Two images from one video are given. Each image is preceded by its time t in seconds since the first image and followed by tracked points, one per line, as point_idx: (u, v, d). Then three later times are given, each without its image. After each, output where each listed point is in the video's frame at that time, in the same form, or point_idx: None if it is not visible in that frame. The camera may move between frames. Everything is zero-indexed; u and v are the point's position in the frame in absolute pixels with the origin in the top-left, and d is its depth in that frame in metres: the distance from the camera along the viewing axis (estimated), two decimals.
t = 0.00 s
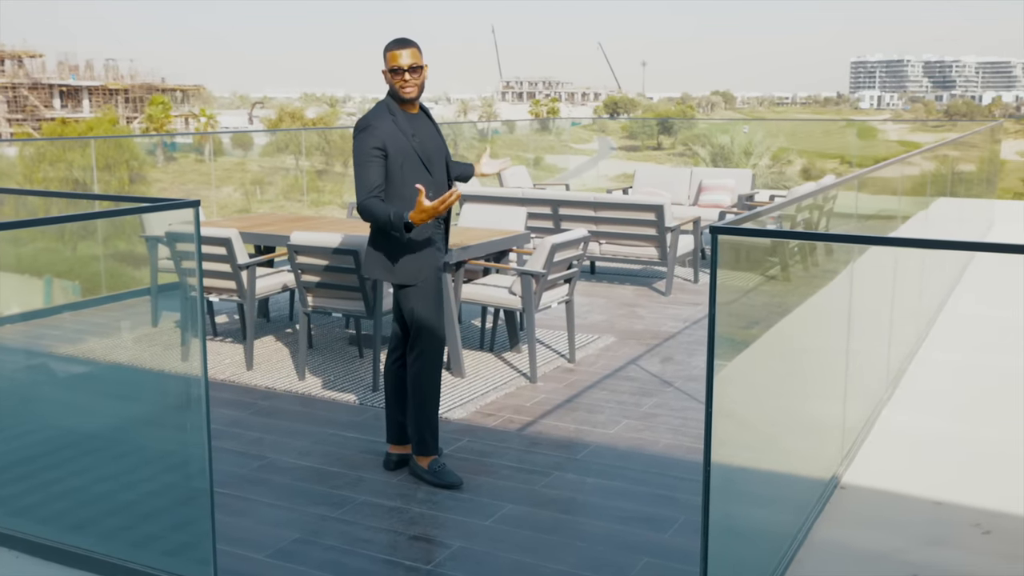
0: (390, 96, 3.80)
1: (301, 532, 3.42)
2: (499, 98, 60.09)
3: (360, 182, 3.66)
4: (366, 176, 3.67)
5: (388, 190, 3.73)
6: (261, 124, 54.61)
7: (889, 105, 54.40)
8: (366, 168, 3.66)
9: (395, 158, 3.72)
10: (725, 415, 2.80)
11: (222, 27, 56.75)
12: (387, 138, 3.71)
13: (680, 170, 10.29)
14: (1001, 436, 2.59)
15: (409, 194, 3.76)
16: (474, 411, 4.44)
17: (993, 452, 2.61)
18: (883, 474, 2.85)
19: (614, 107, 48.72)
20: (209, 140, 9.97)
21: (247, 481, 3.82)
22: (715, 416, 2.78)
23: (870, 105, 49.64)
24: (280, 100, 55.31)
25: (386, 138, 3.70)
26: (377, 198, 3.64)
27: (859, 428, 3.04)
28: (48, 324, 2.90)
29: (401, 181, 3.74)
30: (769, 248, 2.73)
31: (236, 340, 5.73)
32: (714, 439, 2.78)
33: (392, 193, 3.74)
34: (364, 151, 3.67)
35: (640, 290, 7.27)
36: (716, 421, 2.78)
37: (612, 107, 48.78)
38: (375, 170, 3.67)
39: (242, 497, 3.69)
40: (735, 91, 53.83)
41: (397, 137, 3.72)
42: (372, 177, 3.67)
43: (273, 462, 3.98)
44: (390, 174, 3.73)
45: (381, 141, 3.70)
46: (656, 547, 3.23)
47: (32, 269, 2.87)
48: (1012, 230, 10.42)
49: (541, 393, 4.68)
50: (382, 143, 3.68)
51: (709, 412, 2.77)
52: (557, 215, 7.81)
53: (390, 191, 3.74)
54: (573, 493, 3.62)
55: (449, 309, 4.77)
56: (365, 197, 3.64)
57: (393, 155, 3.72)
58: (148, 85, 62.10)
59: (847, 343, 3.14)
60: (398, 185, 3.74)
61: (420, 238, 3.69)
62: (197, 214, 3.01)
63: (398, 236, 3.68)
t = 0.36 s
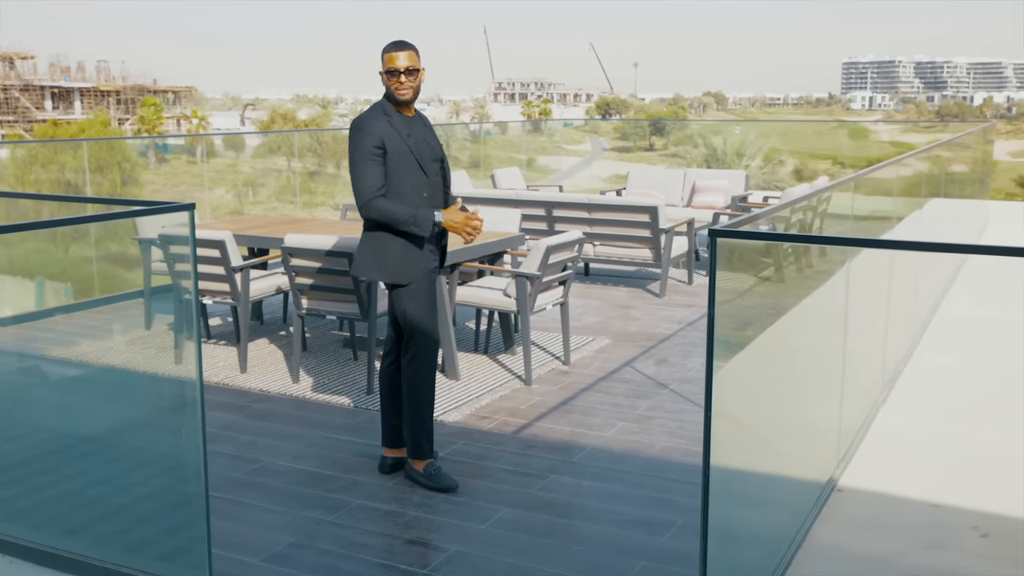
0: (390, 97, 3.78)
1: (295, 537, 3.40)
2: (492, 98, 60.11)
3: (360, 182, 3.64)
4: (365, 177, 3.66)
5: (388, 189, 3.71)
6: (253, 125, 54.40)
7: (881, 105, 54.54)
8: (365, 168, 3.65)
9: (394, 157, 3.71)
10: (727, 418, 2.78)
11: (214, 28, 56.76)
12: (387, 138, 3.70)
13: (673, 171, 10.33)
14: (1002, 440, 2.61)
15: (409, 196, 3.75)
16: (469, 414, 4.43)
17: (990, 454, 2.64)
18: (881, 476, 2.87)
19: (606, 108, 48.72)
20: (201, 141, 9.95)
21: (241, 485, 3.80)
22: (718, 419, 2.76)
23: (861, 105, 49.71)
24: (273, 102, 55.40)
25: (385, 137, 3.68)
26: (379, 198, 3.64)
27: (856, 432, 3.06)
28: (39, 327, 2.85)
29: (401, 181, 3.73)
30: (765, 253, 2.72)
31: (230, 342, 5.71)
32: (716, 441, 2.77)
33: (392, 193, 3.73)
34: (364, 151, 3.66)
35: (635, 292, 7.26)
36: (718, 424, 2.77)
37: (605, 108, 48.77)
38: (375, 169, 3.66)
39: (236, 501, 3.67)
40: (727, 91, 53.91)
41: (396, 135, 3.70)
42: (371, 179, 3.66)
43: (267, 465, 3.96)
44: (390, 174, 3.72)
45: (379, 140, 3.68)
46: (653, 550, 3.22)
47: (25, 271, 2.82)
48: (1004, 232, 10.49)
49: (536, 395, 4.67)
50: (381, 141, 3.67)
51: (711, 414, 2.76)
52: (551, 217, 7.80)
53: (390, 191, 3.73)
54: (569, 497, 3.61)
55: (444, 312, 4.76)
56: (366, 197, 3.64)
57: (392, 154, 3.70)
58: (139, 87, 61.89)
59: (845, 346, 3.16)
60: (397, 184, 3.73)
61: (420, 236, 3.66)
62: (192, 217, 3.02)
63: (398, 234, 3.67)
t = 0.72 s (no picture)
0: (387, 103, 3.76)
1: (293, 542, 3.39)
2: (486, 101, 59.96)
3: (348, 192, 3.65)
4: (354, 186, 3.66)
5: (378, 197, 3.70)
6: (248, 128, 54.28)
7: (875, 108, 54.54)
8: (352, 177, 3.65)
9: (385, 166, 3.69)
10: (726, 423, 2.78)
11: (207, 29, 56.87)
12: (378, 146, 3.68)
13: (669, 174, 10.33)
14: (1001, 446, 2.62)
15: (401, 203, 3.74)
16: (466, 418, 4.41)
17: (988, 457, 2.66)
18: (880, 480, 2.89)
19: (601, 110, 48.65)
20: (196, 143, 9.95)
21: (237, 490, 3.78)
22: (718, 424, 2.76)
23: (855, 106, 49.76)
24: (267, 104, 55.53)
25: (375, 145, 3.66)
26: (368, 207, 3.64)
27: (855, 434, 3.08)
28: (32, 330, 2.86)
29: (394, 188, 3.71)
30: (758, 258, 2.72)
31: (226, 346, 5.69)
32: (715, 447, 2.77)
33: (384, 200, 3.72)
34: (353, 161, 3.65)
35: (631, 295, 7.25)
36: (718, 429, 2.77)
37: (599, 110, 48.71)
38: (363, 179, 3.66)
39: (231, 508, 3.65)
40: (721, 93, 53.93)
41: (387, 143, 3.68)
42: (360, 187, 3.66)
43: (263, 470, 3.95)
44: (381, 182, 3.71)
45: (371, 148, 3.67)
46: (652, 555, 3.21)
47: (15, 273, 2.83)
48: (999, 235, 10.50)
49: (533, 399, 4.66)
50: (372, 150, 3.65)
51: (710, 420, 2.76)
52: (547, 220, 7.78)
53: (382, 198, 3.72)
54: (566, 502, 3.60)
55: (440, 314, 4.75)
56: (353, 207, 3.64)
57: (382, 162, 3.69)
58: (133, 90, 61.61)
59: (843, 348, 3.17)
60: (389, 192, 3.72)
61: (407, 247, 3.65)
62: (188, 221, 3.00)
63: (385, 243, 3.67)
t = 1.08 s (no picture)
0: (397, 112, 3.76)
1: (288, 551, 3.36)
2: (481, 106, 59.92)
3: (361, 204, 3.62)
4: (367, 199, 3.63)
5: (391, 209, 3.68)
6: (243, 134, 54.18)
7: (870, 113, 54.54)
8: (366, 189, 3.62)
9: (397, 175, 3.67)
10: (723, 430, 2.79)
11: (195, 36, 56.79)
12: (387, 155, 3.66)
13: (665, 180, 10.31)
14: (999, 452, 2.62)
15: (414, 214, 3.73)
16: (463, 426, 4.39)
17: (981, 463, 2.67)
18: (881, 489, 2.88)
19: (595, 115, 48.57)
20: (191, 150, 9.93)
21: (233, 499, 3.76)
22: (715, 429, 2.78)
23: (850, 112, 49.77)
24: (262, 110, 55.38)
25: (385, 154, 3.64)
26: (384, 219, 3.62)
27: (854, 441, 3.08)
28: (28, 339, 2.77)
29: (407, 198, 3.69)
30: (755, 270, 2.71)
31: (221, 353, 5.66)
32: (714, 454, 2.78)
33: (397, 211, 3.70)
34: (365, 173, 3.63)
35: (628, 301, 7.22)
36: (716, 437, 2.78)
37: (594, 115, 48.64)
38: (376, 190, 3.63)
39: (226, 517, 3.63)
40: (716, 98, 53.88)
41: (398, 153, 3.67)
42: (375, 199, 3.64)
43: (259, 479, 3.92)
44: (392, 193, 3.69)
45: (383, 159, 3.65)
46: (652, 564, 3.20)
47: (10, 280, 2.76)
48: (996, 241, 10.53)
49: (530, 407, 4.63)
50: (382, 161, 3.64)
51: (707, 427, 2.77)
52: (544, 226, 7.77)
53: (395, 210, 3.70)
54: (564, 511, 3.58)
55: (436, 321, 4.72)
56: (368, 220, 3.62)
57: (393, 172, 3.67)
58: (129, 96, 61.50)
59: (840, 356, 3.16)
60: (402, 203, 3.70)
61: (420, 256, 3.63)
62: (183, 228, 3.03)
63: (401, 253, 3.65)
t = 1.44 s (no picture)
0: (428, 123, 3.77)
1: (284, 567, 3.33)
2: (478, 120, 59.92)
3: (401, 216, 3.50)
4: (404, 210, 3.52)
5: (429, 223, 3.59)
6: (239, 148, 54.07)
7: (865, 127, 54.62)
8: (406, 201, 3.50)
9: (436, 189, 3.60)
10: (724, 443, 2.78)
11: (191, 48, 56.77)
12: (427, 166, 3.58)
13: (662, 194, 10.32)
14: (1001, 464, 2.61)
15: (447, 228, 3.66)
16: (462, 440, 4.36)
17: (983, 475, 2.65)
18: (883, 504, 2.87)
19: (591, 128, 48.51)
20: (187, 163, 9.88)
21: (228, 514, 3.72)
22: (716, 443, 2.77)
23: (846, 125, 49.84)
24: (258, 123, 55.41)
25: (426, 166, 3.56)
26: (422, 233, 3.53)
27: (854, 455, 3.06)
28: (22, 353, 2.73)
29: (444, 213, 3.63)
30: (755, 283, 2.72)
31: (218, 367, 5.64)
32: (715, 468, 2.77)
33: (432, 225, 3.61)
34: (404, 183, 3.51)
35: (625, 315, 7.20)
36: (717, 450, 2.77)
37: (590, 128, 48.58)
38: (414, 202, 3.52)
39: (222, 532, 3.59)
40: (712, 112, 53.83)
41: (437, 165, 3.60)
42: (414, 211, 3.52)
43: (255, 493, 3.89)
44: (429, 207, 3.60)
45: (423, 170, 3.56)
46: None
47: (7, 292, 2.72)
48: (995, 253, 10.55)
49: (528, 420, 4.61)
50: (423, 172, 3.54)
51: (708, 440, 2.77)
52: (541, 239, 7.76)
53: (430, 223, 3.61)
54: (563, 526, 3.55)
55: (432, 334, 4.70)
56: (406, 234, 3.50)
57: (432, 185, 3.58)
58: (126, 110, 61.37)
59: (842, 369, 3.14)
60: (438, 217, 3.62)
61: (454, 272, 3.59)
62: (179, 241, 3.02)
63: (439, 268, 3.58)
